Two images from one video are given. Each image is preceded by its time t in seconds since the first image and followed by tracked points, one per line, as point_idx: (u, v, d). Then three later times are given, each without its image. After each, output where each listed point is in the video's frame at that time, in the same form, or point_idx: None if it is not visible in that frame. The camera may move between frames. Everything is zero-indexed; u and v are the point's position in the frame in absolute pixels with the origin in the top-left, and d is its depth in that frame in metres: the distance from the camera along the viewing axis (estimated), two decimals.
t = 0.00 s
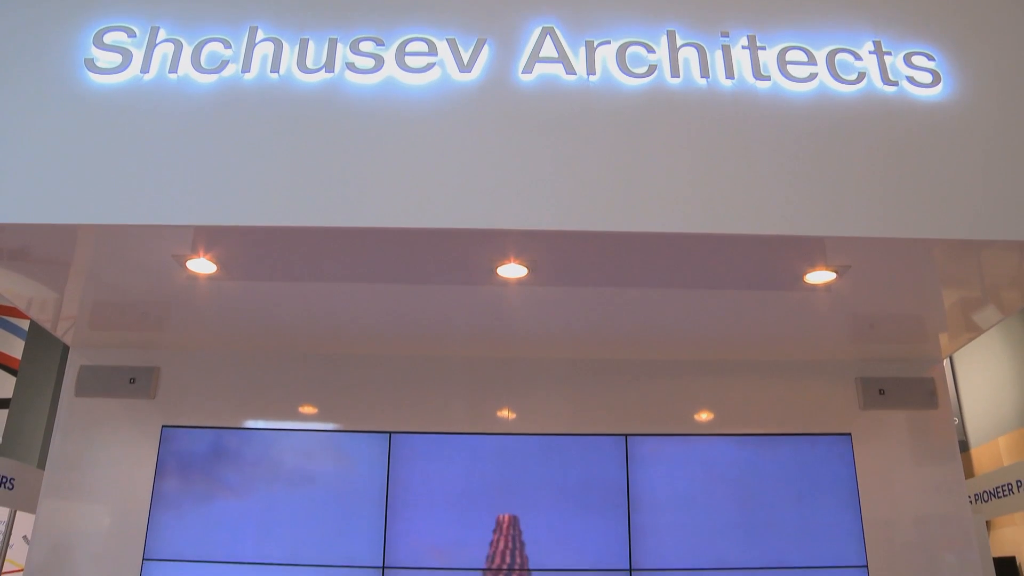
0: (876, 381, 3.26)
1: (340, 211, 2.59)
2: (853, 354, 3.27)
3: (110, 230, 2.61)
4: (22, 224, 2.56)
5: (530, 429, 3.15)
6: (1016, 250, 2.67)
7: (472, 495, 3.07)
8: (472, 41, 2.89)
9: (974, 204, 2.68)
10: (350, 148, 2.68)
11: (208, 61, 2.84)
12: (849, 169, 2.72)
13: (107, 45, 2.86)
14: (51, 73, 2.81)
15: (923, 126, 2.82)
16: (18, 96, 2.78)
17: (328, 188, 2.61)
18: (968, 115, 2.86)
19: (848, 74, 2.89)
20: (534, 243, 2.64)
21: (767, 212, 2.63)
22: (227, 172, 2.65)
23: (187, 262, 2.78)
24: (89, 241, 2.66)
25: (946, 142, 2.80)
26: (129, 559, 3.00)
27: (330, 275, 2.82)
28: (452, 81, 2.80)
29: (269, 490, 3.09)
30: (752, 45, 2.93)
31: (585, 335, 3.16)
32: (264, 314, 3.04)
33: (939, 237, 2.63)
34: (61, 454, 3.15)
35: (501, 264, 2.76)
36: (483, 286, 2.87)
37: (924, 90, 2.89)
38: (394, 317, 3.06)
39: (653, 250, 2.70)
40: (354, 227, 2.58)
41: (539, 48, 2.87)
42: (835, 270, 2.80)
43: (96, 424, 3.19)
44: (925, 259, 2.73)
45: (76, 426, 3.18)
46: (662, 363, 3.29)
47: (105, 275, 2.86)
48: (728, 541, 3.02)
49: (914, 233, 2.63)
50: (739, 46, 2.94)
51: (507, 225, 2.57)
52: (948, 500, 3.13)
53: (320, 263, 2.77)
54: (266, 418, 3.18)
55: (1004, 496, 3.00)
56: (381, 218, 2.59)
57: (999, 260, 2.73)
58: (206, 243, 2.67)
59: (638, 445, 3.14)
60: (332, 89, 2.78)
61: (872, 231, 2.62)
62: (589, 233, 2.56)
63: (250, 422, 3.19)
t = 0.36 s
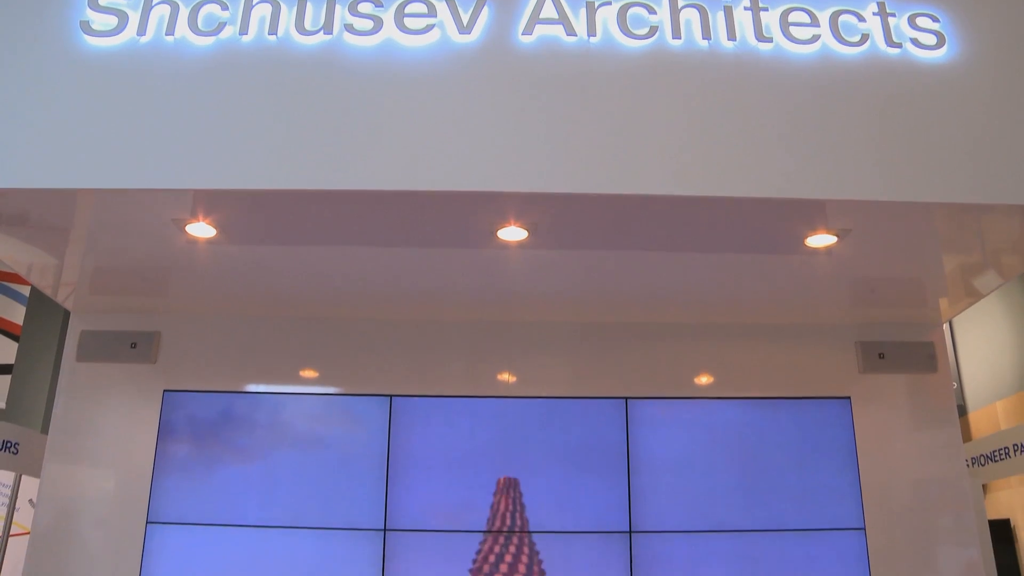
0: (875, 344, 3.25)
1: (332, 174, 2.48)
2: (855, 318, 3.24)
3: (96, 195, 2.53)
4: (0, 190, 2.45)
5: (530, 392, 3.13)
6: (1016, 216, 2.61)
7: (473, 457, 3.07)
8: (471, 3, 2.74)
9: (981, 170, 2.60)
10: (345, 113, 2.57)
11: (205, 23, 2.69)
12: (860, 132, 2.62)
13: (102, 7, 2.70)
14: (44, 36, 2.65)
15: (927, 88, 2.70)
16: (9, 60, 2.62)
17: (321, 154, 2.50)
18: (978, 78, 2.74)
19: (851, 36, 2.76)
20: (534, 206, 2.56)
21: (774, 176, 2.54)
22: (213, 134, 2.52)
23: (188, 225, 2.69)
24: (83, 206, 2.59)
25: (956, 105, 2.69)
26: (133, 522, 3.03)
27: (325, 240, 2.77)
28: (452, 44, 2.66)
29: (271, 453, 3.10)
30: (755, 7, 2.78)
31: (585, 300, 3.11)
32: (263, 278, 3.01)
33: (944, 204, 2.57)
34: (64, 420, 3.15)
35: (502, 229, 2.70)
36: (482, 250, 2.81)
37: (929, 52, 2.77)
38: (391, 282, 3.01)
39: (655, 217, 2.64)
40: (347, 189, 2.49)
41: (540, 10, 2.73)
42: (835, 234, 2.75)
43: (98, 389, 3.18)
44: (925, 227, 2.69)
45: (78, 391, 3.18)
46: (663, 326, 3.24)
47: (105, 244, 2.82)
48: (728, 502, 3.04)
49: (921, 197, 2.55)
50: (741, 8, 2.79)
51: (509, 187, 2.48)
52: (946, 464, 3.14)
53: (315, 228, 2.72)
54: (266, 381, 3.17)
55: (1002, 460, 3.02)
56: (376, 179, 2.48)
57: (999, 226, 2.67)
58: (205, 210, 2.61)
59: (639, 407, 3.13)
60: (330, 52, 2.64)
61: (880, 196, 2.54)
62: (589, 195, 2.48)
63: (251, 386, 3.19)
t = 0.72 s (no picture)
0: (875, 309, 3.25)
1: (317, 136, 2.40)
2: (855, 282, 3.23)
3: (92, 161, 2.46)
4: None
5: (531, 355, 3.13)
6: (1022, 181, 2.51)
7: (473, 419, 3.08)
8: None
9: (995, 133, 2.48)
10: (335, 79, 2.46)
11: None
12: (870, 96, 2.50)
13: None
14: None
15: (934, 47, 2.56)
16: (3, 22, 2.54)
17: (312, 120, 2.41)
18: (992, 34, 2.59)
19: None
20: (534, 168, 2.47)
21: (775, 139, 2.43)
22: (196, 99, 2.44)
23: (187, 187, 2.60)
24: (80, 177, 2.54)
25: (969, 65, 2.55)
26: (136, 486, 3.05)
27: (319, 202, 2.70)
28: (453, 7, 2.53)
29: (271, 415, 3.10)
30: None
31: (586, 263, 3.08)
32: (260, 241, 2.97)
33: (954, 166, 2.46)
34: (67, 385, 3.16)
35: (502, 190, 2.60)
36: (481, 211, 2.73)
37: (934, 14, 2.61)
38: (389, 246, 2.97)
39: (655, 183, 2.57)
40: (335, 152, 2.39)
41: None
42: (836, 197, 2.67)
43: (100, 354, 3.19)
44: (927, 194, 2.62)
45: (81, 356, 3.18)
46: (662, 290, 3.24)
47: (105, 212, 2.79)
48: (727, 465, 3.05)
49: (933, 161, 2.44)
50: None
51: (508, 150, 2.39)
52: (943, 428, 3.15)
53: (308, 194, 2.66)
54: (265, 345, 3.17)
55: (999, 424, 3.03)
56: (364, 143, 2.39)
57: (1000, 190, 2.58)
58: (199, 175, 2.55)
59: (639, 370, 3.12)
60: (328, 17, 2.51)
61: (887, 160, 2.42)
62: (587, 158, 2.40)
63: (251, 350, 3.17)
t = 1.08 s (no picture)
0: (875, 271, 3.24)
1: (302, 94, 2.27)
2: (856, 243, 3.21)
3: (91, 125, 2.36)
4: None
5: (531, 315, 3.13)
6: None
7: (473, 380, 3.09)
8: None
9: (1012, 92, 2.35)
10: (326, 35, 2.30)
11: None
12: (886, 52, 2.35)
13: None
14: None
15: None
16: None
17: (310, 79, 2.28)
18: None
19: None
20: (532, 129, 2.35)
21: (783, 96, 2.30)
22: (180, 55, 2.32)
23: (185, 149, 2.52)
24: (75, 148, 2.51)
25: (986, 18, 2.39)
26: (138, 448, 3.07)
27: (313, 163, 2.63)
28: None
29: (272, 376, 3.11)
30: None
31: (585, 225, 3.05)
32: (258, 203, 2.93)
33: (966, 128, 2.34)
34: (68, 348, 3.16)
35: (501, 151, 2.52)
36: (481, 172, 2.66)
37: None
38: (387, 208, 2.94)
39: (655, 148, 2.49)
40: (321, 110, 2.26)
41: None
42: (838, 158, 2.57)
43: (101, 317, 3.19)
44: (930, 159, 2.55)
45: (82, 319, 3.19)
46: (663, 251, 3.22)
47: (101, 179, 2.76)
48: (726, 425, 3.07)
49: (948, 121, 2.32)
50: None
51: (509, 108, 2.26)
52: (942, 390, 3.16)
53: (299, 159, 2.60)
54: (266, 307, 3.17)
55: (997, 386, 3.04)
56: (352, 102, 2.26)
57: (1006, 153, 2.50)
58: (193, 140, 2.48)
59: (639, 331, 3.13)
60: None
61: (902, 121, 2.30)
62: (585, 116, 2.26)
63: (252, 312, 3.18)
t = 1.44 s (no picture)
0: (877, 231, 3.23)
1: (296, 52, 2.23)
2: (858, 203, 3.19)
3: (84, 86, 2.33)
4: None
5: (532, 274, 3.13)
6: None
7: (473, 339, 3.09)
8: None
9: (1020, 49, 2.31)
10: None
11: None
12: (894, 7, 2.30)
13: None
14: None
15: None
16: None
17: (305, 36, 2.24)
18: None
19: None
20: (532, 87, 2.31)
21: (784, 53, 2.26)
22: (174, 12, 2.28)
23: (182, 109, 2.49)
24: (70, 108, 2.48)
25: None
26: (141, 408, 3.08)
27: (311, 123, 2.60)
28: None
29: (272, 336, 3.12)
30: None
31: (585, 184, 3.03)
32: (256, 163, 2.90)
33: (973, 86, 2.30)
34: (68, 310, 3.17)
35: (501, 109, 2.49)
36: (479, 131, 2.63)
37: None
38: (385, 167, 2.92)
39: (656, 106, 2.46)
40: (314, 69, 2.22)
41: None
42: (841, 118, 2.54)
43: (101, 278, 3.19)
44: (933, 118, 2.52)
45: (82, 280, 3.19)
46: (663, 210, 3.21)
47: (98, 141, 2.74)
48: (725, 384, 3.08)
49: (955, 80, 2.28)
50: None
51: (507, 67, 2.22)
52: (940, 350, 3.17)
53: (295, 118, 2.56)
54: (266, 267, 3.17)
55: (995, 346, 3.06)
56: (347, 61, 2.22)
57: (1011, 113, 2.47)
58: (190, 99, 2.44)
59: (639, 290, 3.13)
60: None
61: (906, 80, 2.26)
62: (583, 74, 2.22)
63: (252, 273, 3.17)
